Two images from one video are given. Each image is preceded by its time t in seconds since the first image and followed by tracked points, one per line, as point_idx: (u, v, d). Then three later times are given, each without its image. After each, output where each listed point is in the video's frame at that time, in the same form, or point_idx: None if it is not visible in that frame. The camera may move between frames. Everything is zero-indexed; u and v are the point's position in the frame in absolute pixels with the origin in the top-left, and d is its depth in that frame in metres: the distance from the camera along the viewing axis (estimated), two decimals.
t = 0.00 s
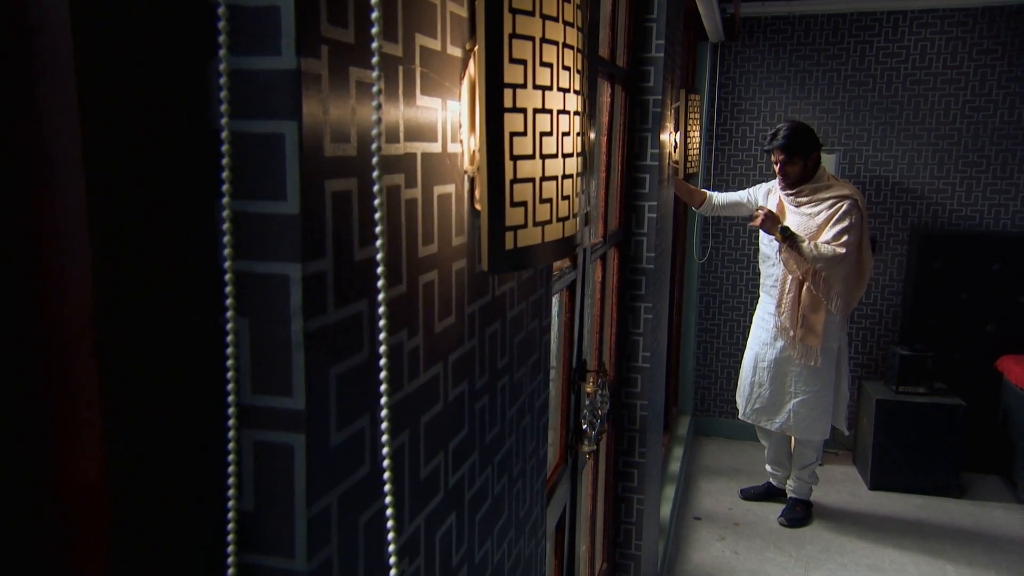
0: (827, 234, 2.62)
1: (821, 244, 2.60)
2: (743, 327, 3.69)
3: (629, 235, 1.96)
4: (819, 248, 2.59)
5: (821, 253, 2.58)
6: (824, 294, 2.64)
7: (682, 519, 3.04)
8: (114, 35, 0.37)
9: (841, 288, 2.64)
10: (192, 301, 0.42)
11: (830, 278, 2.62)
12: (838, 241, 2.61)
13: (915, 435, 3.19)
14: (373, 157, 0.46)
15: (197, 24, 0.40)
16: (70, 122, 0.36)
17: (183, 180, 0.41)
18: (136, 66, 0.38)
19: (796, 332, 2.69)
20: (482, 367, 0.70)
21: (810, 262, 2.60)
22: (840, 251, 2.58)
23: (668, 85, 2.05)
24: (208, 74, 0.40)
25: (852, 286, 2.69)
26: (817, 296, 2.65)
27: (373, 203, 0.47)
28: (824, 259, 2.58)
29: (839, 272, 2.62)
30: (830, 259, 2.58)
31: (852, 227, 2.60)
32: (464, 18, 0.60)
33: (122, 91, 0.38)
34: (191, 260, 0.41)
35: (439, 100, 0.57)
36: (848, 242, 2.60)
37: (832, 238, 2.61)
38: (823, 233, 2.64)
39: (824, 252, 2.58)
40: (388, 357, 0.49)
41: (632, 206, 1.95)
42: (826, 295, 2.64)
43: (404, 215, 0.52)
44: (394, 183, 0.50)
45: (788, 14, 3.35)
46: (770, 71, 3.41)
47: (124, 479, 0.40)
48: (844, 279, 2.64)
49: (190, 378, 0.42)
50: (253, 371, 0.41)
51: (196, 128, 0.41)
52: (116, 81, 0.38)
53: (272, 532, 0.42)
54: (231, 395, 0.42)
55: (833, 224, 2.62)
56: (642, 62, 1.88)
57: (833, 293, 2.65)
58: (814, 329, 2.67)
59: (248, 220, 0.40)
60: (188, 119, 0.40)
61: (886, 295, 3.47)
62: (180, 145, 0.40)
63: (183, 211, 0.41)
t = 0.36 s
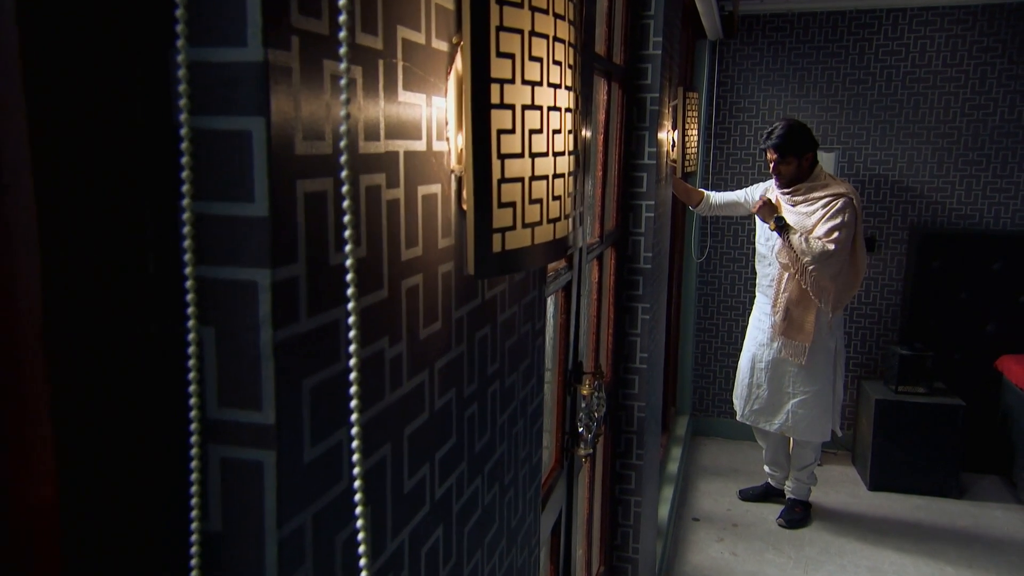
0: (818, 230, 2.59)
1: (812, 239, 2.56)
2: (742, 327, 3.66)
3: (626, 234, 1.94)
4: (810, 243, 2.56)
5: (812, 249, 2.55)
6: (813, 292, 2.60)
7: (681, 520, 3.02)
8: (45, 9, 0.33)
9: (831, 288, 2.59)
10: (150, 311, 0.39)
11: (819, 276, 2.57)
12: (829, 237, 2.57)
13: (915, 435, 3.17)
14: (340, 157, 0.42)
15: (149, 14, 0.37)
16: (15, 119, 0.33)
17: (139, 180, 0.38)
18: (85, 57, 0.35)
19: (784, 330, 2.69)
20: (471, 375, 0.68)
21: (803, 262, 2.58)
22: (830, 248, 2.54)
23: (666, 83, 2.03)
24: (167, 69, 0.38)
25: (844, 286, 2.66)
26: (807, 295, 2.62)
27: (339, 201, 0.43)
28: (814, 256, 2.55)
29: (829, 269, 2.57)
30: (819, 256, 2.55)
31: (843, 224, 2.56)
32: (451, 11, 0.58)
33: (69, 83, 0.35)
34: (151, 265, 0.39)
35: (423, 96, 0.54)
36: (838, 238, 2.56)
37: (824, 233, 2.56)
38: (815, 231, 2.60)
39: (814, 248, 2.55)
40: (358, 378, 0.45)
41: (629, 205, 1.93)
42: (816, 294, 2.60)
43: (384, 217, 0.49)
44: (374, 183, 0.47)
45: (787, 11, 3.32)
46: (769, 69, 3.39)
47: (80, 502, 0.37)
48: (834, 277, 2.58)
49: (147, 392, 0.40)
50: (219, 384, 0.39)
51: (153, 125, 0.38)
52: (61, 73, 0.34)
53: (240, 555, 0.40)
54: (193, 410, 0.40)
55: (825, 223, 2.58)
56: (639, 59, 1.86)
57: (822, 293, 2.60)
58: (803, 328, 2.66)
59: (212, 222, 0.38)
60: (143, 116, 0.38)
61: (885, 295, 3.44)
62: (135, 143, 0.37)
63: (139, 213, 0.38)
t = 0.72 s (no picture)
0: (815, 232, 2.57)
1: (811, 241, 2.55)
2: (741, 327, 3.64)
3: (624, 234, 1.91)
4: (809, 245, 2.54)
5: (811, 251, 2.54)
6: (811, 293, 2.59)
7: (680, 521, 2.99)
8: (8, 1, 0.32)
9: (829, 289, 2.59)
10: (102, 323, 0.36)
11: (817, 277, 2.57)
12: (828, 238, 2.55)
13: (915, 436, 3.15)
14: (306, 155, 0.39)
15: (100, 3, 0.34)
16: None
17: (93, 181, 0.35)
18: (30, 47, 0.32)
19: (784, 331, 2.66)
20: (459, 382, 0.65)
21: (801, 264, 2.56)
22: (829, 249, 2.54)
23: (666, 81, 2.01)
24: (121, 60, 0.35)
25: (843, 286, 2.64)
26: (806, 296, 2.60)
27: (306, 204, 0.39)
28: (812, 258, 2.54)
29: (827, 271, 2.57)
30: (818, 258, 2.54)
31: (842, 226, 2.55)
32: (437, 4, 0.56)
33: (10, 78, 0.32)
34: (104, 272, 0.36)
35: (407, 92, 0.52)
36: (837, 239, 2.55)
37: (822, 235, 2.56)
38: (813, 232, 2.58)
39: (813, 250, 2.54)
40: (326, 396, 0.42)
41: (627, 205, 1.90)
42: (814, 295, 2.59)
43: (364, 220, 0.47)
44: (352, 183, 0.45)
45: (787, 9, 3.30)
46: (769, 68, 3.36)
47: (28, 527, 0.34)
48: (832, 278, 2.59)
49: (100, 408, 0.37)
50: (183, 400, 0.37)
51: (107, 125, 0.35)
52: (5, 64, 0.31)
53: None
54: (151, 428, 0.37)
55: (824, 224, 2.56)
56: (638, 57, 1.84)
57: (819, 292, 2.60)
58: (803, 327, 2.64)
59: (174, 226, 0.35)
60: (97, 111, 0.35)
61: (886, 294, 3.42)
62: (80, 142, 0.35)
63: (92, 218, 0.35)
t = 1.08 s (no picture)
0: (815, 237, 2.56)
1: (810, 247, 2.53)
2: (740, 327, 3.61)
3: (622, 235, 1.88)
4: (808, 252, 2.52)
5: (810, 257, 2.52)
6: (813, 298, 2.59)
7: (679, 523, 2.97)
8: None
9: (833, 294, 2.60)
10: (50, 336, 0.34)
11: (821, 283, 2.57)
12: (829, 244, 2.53)
13: (915, 438, 3.13)
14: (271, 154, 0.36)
15: None
16: None
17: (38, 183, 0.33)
18: None
19: (784, 333, 2.64)
20: (448, 391, 0.63)
21: (801, 268, 2.55)
22: (831, 255, 2.51)
23: (664, 80, 1.98)
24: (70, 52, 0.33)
25: (844, 289, 2.63)
26: (808, 300, 2.59)
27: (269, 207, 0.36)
28: (814, 264, 2.53)
29: (830, 277, 2.56)
30: (819, 265, 2.52)
31: (843, 230, 2.53)
32: None
33: None
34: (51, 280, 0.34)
35: (391, 89, 0.49)
36: (839, 244, 2.53)
37: (822, 240, 2.54)
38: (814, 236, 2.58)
39: (813, 257, 2.51)
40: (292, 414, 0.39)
41: (625, 205, 1.88)
42: (817, 300, 2.58)
43: (342, 222, 0.44)
44: (330, 184, 0.42)
45: (787, 8, 3.27)
46: (769, 67, 3.33)
47: None
48: (836, 284, 2.58)
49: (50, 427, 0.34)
50: (142, 417, 0.34)
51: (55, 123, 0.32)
52: None
53: None
54: (103, 450, 0.34)
55: (825, 227, 2.54)
56: (636, 56, 1.82)
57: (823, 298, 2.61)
58: (806, 332, 2.62)
59: (131, 230, 0.33)
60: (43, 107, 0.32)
61: (886, 294, 3.39)
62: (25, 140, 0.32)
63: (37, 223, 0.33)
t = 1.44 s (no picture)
0: (815, 238, 2.53)
1: (810, 250, 2.49)
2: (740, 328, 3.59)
3: (620, 236, 1.86)
4: (809, 256, 2.48)
5: (811, 261, 2.48)
6: (815, 299, 2.55)
7: (678, 525, 2.95)
8: None
9: (835, 294, 2.56)
10: None
11: (821, 284, 2.53)
12: (829, 246, 2.50)
13: (916, 439, 3.10)
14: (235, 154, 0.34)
15: None
16: None
17: None
18: None
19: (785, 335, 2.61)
20: (436, 400, 0.60)
21: (801, 271, 2.51)
22: (832, 258, 2.48)
23: (663, 78, 1.96)
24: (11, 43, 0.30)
25: (846, 288, 2.60)
26: (811, 304, 2.56)
27: (225, 213, 0.33)
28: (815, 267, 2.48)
29: (832, 279, 2.53)
30: (820, 268, 2.48)
31: (843, 231, 2.50)
32: None
33: None
34: None
35: (373, 85, 0.47)
36: (839, 246, 2.50)
37: (823, 243, 2.50)
38: (815, 237, 2.55)
39: (814, 261, 2.47)
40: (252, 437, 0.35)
41: (623, 205, 1.85)
42: (819, 301, 2.55)
43: (319, 225, 0.42)
44: (306, 186, 0.40)
45: (787, 6, 3.25)
46: (768, 66, 3.31)
47: None
48: (838, 285, 2.55)
49: None
50: (95, 436, 0.32)
51: None
52: None
53: None
54: (49, 473, 0.32)
55: (825, 227, 2.51)
56: (634, 53, 1.79)
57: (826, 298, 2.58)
58: (809, 335, 2.59)
59: (82, 236, 0.31)
60: None
61: (887, 295, 3.37)
62: None
63: None
